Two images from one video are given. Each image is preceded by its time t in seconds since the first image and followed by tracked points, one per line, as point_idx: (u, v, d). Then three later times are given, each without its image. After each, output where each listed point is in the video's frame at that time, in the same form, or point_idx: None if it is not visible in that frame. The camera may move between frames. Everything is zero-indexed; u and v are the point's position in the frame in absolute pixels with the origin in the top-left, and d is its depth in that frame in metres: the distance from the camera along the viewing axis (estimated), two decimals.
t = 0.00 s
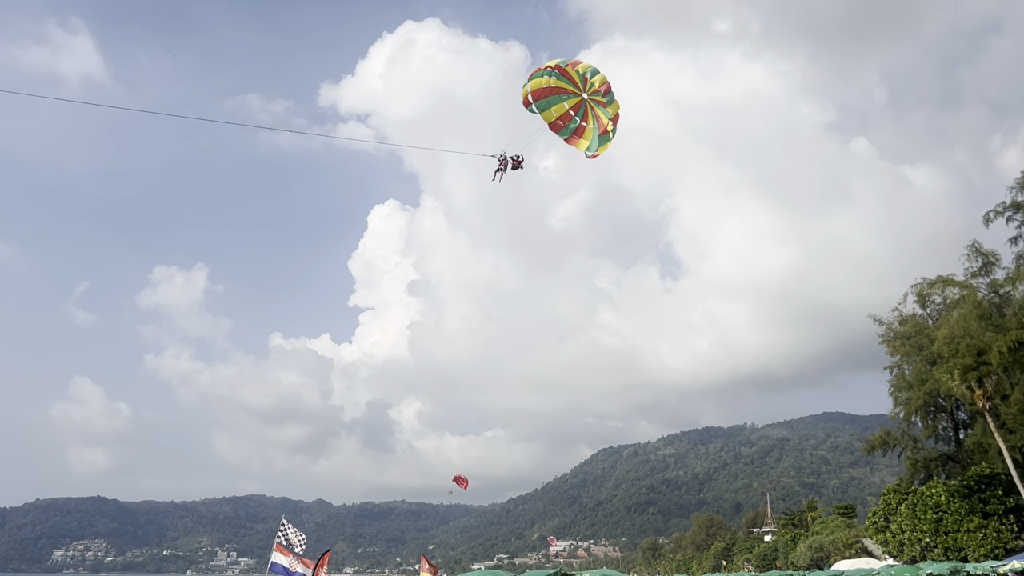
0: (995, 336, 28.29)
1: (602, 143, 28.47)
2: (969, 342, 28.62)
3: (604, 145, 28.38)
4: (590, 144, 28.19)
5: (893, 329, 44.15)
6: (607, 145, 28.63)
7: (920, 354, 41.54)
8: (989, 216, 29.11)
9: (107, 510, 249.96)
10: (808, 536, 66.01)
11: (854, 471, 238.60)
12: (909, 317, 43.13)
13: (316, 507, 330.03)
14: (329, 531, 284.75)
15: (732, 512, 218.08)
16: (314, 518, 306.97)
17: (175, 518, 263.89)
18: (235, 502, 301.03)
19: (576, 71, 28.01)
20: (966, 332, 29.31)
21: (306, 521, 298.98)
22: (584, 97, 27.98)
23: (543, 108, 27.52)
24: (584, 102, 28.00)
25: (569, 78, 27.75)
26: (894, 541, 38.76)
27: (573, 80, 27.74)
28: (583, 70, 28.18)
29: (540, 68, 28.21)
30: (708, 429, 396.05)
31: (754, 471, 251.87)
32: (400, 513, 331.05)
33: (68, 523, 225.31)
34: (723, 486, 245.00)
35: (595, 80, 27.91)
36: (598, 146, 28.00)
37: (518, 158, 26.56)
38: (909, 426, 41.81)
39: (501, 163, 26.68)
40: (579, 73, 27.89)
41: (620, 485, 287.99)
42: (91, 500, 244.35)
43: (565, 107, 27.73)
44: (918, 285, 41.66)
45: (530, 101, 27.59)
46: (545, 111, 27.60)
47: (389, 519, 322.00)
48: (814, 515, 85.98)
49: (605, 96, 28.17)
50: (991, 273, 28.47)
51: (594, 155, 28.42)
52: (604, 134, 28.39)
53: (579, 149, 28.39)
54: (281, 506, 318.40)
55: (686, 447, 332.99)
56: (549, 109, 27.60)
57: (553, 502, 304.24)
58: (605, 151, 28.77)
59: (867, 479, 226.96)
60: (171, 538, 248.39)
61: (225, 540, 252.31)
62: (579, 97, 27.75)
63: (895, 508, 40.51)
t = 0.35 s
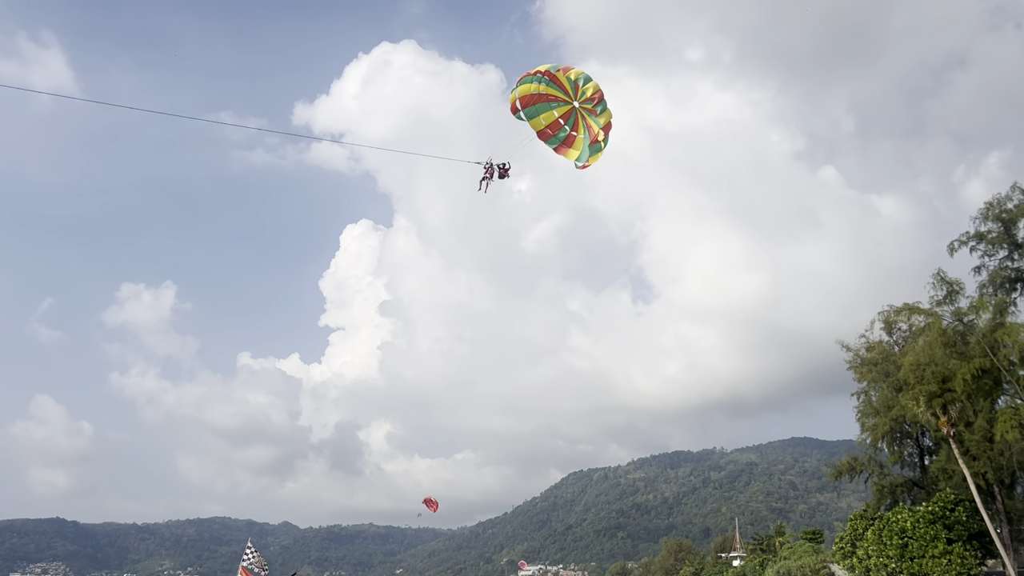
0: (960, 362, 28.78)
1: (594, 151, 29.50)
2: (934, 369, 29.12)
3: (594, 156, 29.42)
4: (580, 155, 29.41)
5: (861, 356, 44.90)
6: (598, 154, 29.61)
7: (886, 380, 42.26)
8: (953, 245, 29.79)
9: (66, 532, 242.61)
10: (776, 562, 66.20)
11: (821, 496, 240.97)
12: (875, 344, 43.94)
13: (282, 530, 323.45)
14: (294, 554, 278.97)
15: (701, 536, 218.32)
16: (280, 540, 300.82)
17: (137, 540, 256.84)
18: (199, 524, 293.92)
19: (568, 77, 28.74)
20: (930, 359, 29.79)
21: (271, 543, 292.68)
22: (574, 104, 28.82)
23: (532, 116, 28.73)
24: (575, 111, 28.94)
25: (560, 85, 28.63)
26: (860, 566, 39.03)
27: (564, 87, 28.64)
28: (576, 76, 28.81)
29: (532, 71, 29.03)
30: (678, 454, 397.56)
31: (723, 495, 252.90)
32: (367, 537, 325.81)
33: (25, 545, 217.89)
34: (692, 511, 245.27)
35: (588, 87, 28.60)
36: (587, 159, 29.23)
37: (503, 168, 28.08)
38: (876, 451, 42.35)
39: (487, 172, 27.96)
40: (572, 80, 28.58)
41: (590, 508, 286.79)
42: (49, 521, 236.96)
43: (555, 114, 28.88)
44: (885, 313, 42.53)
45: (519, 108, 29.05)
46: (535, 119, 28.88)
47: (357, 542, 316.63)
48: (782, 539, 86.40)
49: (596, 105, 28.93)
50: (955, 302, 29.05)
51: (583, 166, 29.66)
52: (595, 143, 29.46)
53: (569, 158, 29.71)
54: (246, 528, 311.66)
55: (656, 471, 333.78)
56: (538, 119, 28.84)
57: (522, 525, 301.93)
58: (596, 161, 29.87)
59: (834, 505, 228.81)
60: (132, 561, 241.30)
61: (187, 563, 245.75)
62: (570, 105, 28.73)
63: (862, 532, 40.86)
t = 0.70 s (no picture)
0: (919, 389, 29.36)
1: (583, 160, 30.07)
2: (893, 396, 29.67)
3: (583, 164, 29.95)
4: (567, 163, 29.95)
5: (823, 381, 45.65)
6: (587, 163, 30.14)
7: (847, 406, 42.97)
8: (912, 274, 30.50)
9: (15, 553, 233.65)
10: None
11: (783, 519, 243.40)
12: (837, 369, 44.74)
13: (240, 552, 315.52)
14: None
15: (664, 559, 218.51)
16: (237, 562, 293.25)
17: (89, 561, 248.17)
18: (153, 544, 285.34)
19: (557, 82, 28.74)
20: (891, 386, 30.32)
21: (229, 565, 285.18)
22: (563, 110, 29.08)
23: (519, 122, 28.90)
24: (564, 117, 29.23)
25: (549, 92, 28.72)
26: None
27: (553, 94, 28.78)
28: (566, 79, 28.89)
29: (518, 74, 28.76)
30: (643, 476, 398.53)
31: (686, 518, 253.88)
32: (327, 559, 319.32)
33: None
34: (656, 533, 245.60)
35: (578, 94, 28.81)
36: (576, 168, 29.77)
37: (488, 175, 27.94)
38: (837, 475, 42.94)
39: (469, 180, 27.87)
40: (561, 87, 28.72)
41: (554, 531, 285.20)
42: None
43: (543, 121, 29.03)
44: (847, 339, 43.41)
45: (505, 113, 28.94)
46: (522, 126, 29.07)
47: (317, 564, 310.10)
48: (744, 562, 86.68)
49: (586, 112, 29.16)
50: (916, 329, 29.69)
51: (571, 176, 30.22)
52: (584, 152, 29.99)
53: (555, 167, 30.28)
54: (202, 549, 303.27)
55: (621, 494, 333.93)
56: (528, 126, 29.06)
57: (485, 548, 298.82)
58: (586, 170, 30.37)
59: (795, 528, 231.03)
60: None
61: None
62: (559, 112, 29.01)
63: (823, 556, 41.27)
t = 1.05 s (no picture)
0: (876, 414, 29.89)
1: (574, 166, 29.51)
2: (851, 419, 30.17)
3: (573, 170, 29.41)
4: (557, 169, 29.37)
5: (782, 404, 46.26)
6: (577, 169, 29.58)
7: (805, 429, 43.56)
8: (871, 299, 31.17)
9: None
10: None
11: (739, 542, 245.48)
12: (796, 393, 45.42)
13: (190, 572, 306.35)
14: None
15: None
16: None
17: None
18: (99, 564, 275.38)
19: (545, 84, 28.57)
20: (848, 410, 30.90)
21: None
22: (552, 113, 28.77)
23: (506, 125, 28.43)
24: (552, 121, 28.89)
25: (538, 93, 28.45)
26: None
27: (542, 96, 28.46)
28: (552, 82, 28.74)
29: (505, 76, 28.57)
30: (603, 497, 398.57)
31: (644, 540, 254.24)
32: None
33: None
34: (614, 555, 245.31)
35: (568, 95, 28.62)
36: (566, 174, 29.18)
37: (473, 182, 25.98)
38: (794, 498, 43.38)
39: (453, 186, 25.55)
40: (550, 88, 28.57)
41: (512, 552, 282.79)
42: None
43: (530, 125, 28.62)
44: (804, 363, 44.16)
45: (491, 116, 28.62)
46: (509, 129, 28.61)
47: None
48: None
49: (577, 114, 28.91)
50: (873, 354, 30.28)
51: (560, 183, 29.60)
52: (575, 156, 29.48)
53: (543, 174, 29.61)
54: (151, 569, 293.83)
55: (580, 515, 333.53)
56: (516, 130, 28.60)
57: (443, 569, 294.93)
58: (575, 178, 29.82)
59: (751, 551, 233.07)
60: None
61: None
62: (549, 116, 28.66)
63: None
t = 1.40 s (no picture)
0: (831, 435, 30.27)
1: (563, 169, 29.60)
2: (807, 440, 30.50)
3: (564, 173, 29.55)
4: (547, 173, 29.43)
5: (740, 425, 46.67)
6: (568, 171, 29.69)
7: (761, 450, 43.99)
8: (827, 322, 31.70)
9: None
10: None
11: (695, 562, 246.86)
12: (753, 413, 45.92)
13: None
14: None
15: None
16: None
17: None
18: None
19: (534, 83, 28.41)
20: (804, 431, 31.25)
21: None
22: (542, 114, 28.61)
23: (492, 126, 28.07)
24: (542, 121, 28.73)
25: (527, 93, 28.22)
26: None
27: (531, 96, 28.25)
28: (541, 81, 28.51)
29: (493, 74, 28.25)
30: (561, 516, 397.83)
31: (601, 559, 253.98)
32: None
33: None
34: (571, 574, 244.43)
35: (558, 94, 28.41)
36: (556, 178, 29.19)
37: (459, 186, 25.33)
38: (750, 518, 43.68)
39: (438, 190, 24.98)
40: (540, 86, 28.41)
41: (468, 571, 278.80)
42: None
43: (518, 128, 28.33)
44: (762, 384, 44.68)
45: (477, 117, 28.26)
46: (496, 131, 28.29)
47: None
48: None
49: (569, 115, 28.65)
50: (830, 376, 30.76)
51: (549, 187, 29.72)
52: (565, 159, 29.51)
53: (531, 178, 29.61)
54: None
55: (537, 533, 332.45)
56: (504, 134, 28.30)
57: None
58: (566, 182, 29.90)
59: (707, 571, 234.41)
60: None
61: None
62: (539, 117, 28.51)
63: None
